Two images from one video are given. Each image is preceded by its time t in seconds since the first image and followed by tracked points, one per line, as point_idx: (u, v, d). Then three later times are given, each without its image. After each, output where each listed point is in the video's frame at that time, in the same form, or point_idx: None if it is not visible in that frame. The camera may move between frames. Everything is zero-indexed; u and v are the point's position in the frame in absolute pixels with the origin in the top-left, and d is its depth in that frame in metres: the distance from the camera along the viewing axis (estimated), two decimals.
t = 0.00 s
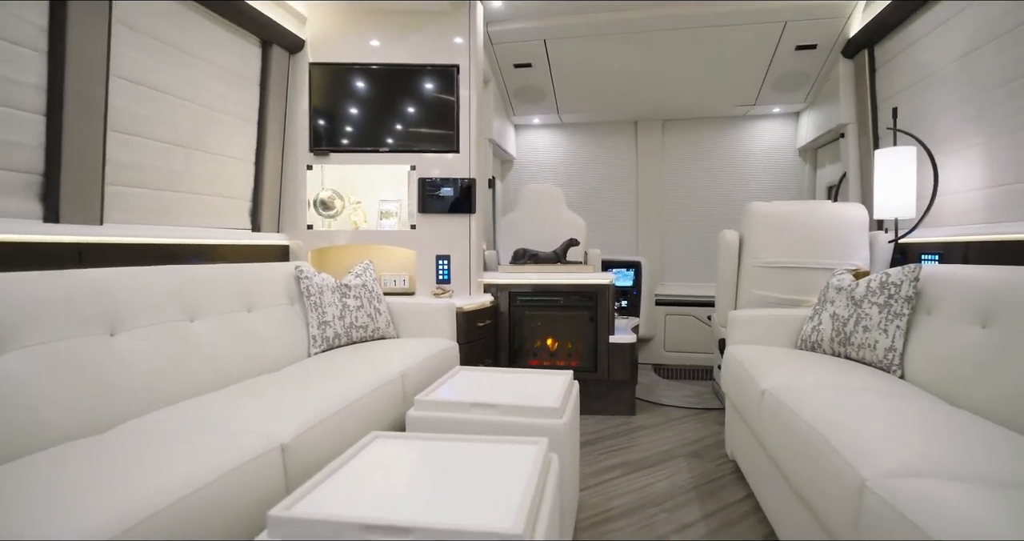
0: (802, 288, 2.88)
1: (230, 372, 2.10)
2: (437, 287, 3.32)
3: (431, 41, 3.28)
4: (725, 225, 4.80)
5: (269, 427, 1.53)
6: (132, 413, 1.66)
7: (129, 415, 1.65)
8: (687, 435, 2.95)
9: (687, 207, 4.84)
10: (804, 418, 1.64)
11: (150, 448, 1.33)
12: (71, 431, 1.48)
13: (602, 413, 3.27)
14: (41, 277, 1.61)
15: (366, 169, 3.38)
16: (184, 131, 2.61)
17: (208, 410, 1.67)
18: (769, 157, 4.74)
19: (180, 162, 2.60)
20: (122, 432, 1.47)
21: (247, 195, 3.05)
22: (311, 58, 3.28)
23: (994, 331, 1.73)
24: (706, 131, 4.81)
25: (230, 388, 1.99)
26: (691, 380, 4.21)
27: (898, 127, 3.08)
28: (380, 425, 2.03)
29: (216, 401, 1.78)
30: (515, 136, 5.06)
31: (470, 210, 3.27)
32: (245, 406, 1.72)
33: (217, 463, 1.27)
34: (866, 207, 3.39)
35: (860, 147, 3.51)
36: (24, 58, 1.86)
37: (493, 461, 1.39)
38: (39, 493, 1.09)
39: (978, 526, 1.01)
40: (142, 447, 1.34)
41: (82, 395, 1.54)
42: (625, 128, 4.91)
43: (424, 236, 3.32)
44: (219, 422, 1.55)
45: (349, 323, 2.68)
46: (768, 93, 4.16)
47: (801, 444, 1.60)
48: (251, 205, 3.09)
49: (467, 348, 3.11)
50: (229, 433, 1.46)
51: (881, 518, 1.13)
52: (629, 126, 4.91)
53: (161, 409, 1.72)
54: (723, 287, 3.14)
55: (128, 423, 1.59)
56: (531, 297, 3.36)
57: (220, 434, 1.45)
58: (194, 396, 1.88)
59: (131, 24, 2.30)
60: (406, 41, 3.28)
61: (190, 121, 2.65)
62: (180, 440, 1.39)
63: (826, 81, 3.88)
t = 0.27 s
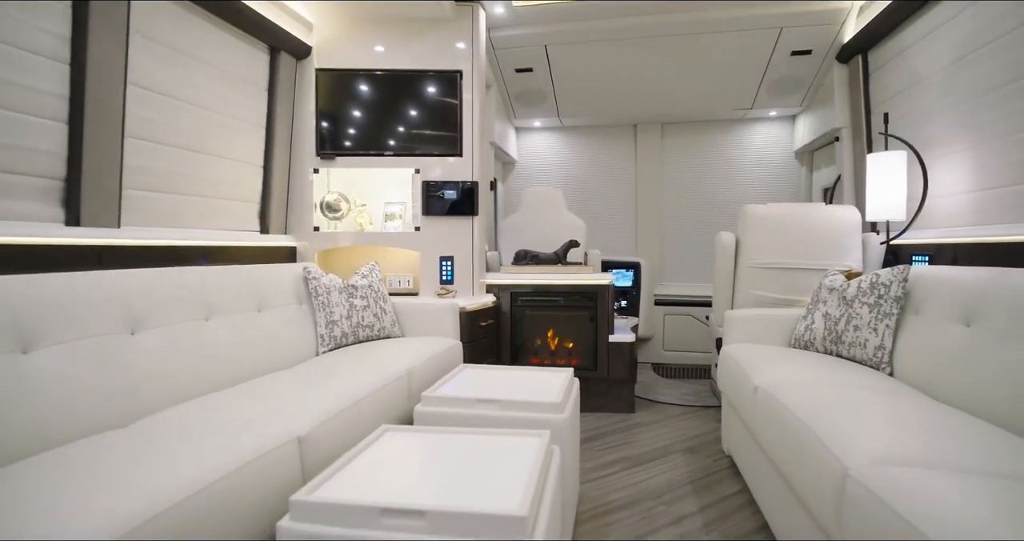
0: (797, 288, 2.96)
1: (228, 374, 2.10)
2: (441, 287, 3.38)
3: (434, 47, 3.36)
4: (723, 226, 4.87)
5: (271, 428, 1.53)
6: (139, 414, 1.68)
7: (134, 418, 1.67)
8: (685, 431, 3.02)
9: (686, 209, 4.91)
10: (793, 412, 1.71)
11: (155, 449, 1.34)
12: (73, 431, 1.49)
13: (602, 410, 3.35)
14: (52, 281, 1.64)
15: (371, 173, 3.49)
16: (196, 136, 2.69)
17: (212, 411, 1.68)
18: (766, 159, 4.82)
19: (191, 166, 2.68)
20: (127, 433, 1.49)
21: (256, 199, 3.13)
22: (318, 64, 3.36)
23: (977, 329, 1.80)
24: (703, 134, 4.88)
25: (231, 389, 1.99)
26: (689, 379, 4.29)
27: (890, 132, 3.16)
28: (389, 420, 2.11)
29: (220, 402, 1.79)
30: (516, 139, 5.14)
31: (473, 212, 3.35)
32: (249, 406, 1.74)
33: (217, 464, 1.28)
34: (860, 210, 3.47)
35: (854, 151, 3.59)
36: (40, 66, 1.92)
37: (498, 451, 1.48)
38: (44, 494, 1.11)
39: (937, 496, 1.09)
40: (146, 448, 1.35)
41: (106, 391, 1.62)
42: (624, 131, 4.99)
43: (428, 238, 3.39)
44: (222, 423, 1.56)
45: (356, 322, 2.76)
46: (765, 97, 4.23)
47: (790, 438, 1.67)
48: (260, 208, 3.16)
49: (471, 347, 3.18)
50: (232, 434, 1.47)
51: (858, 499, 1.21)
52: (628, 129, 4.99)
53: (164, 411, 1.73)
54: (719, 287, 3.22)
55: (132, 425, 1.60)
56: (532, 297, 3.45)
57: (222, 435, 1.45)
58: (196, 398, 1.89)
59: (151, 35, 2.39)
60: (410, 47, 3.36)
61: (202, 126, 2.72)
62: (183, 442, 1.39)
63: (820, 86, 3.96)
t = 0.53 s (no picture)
0: (791, 287, 3.05)
1: (230, 374, 2.09)
2: (445, 287, 3.48)
3: (439, 52, 3.44)
4: (721, 227, 4.96)
5: (271, 428, 1.52)
6: (142, 414, 1.67)
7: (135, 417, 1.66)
8: (683, 427, 3.11)
9: (684, 210, 5.00)
10: (785, 406, 1.79)
11: (157, 448, 1.33)
12: (75, 431, 1.47)
13: (602, 407, 3.43)
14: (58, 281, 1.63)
15: (378, 175, 3.54)
16: (208, 140, 2.78)
17: (214, 410, 1.67)
18: (763, 161, 4.91)
19: (204, 169, 2.76)
20: (128, 431, 1.48)
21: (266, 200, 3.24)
22: (325, 68, 3.44)
23: (959, 326, 1.89)
24: (702, 136, 4.97)
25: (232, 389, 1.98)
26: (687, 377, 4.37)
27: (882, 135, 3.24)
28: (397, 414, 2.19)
29: (222, 401, 1.78)
30: (518, 141, 5.23)
31: (477, 214, 3.44)
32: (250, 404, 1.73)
33: (218, 464, 1.27)
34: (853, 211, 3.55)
35: (849, 153, 3.67)
36: (63, 74, 2.03)
37: (505, 441, 1.56)
38: (43, 495, 1.10)
39: (903, 471, 1.19)
40: (147, 446, 1.35)
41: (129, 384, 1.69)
42: (624, 133, 5.08)
43: (433, 238, 3.48)
44: (223, 422, 1.55)
45: (364, 320, 2.85)
46: (762, 100, 4.32)
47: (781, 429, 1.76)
48: (270, 210, 3.28)
49: (475, 345, 3.27)
50: (233, 433, 1.46)
51: (841, 483, 1.28)
52: (628, 132, 5.07)
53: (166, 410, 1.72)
54: (716, 286, 3.30)
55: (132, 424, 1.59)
56: (534, 296, 3.54)
57: (223, 434, 1.45)
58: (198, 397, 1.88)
59: (166, 43, 2.49)
60: (415, 52, 3.45)
61: (214, 130, 2.81)
62: (182, 440, 1.39)
63: (816, 90, 4.05)
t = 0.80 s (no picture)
0: (786, 286, 3.12)
1: (227, 375, 2.09)
2: (448, 286, 3.56)
3: (442, 56, 3.52)
4: (719, 228, 5.03)
5: (269, 427, 1.51)
6: (156, 407, 1.74)
7: (134, 418, 1.66)
8: (681, 422, 3.18)
9: (683, 210, 5.07)
10: (778, 399, 1.87)
11: (155, 447, 1.32)
12: (72, 430, 1.47)
13: (602, 403, 3.50)
14: (52, 281, 1.63)
15: (382, 177, 3.62)
16: (218, 142, 2.85)
17: (214, 410, 1.65)
18: (760, 163, 4.98)
19: (213, 171, 2.83)
20: (125, 431, 1.47)
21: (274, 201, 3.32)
22: (331, 72, 3.52)
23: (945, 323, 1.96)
24: (700, 138, 5.04)
25: (231, 389, 1.98)
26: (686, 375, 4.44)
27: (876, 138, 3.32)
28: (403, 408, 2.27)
29: (220, 401, 1.78)
30: (519, 142, 5.30)
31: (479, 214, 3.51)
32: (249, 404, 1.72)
33: (216, 464, 1.25)
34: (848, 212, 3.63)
35: (844, 155, 3.75)
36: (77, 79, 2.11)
37: (510, 431, 1.64)
38: (54, 485, 1.13)
39: (883, 458, 1.26)
40: (147, 445, 1.34)
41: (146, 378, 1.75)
42: (624, 135, 5.15)
43: (436, 239, 3.56)
44: (222, 422, 1.53)
45: (370, 318, 2.93)
46: (759, 103, 4.39)
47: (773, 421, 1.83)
48: (276, 210, 3.33)
49: (478, 343, 3.34)
50: (231, 432, 1.45)
51: (831, 472, 1.34)
52: (628, 134, 5.14)
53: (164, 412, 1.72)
54: (714, 285, 3.38)
55: (131, 424, 1.58)
56: (535, 295, 3.61)
57: (222, 434, 1.43)
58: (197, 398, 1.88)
59: (179, 49, 2.57)
60: (419, 56, 3.52)
61: (223, 133, 2.88)
62: (183, 440, 1.37)
63: (812, 93, 4.12)
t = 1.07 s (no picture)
0: (780, 285, 3.20)
1: (227, 376, 2.07)
2: (451, 285, 3.64)
3: (445, 59, 3.60)
4: (716, 228, 5.11)
5: (276, 423, 1.53)
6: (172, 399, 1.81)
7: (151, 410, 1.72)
8: (678, 418, 3.26)
9: (681, 211, 5.15)
10: (770, 392, 1.94)
11: (162, 443, 1.34)
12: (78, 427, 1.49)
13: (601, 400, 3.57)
14: (49, 280, 1.61)
15: (387, 178, 3.75)
16: (226, 144, 2.93)
17: (217, 409, 1.66)
18: (757, 164, 5.06)
19: (222, 172, 2.91)
20: (130, 428, 1.48)
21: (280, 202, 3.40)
22: (336, 75, 3.60)
23: (930, 319, 2.04)
24: (698, 139, 5.12)
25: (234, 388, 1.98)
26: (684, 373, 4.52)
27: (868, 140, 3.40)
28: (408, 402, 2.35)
29: (223, 399, 1.79)
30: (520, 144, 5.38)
31: (481, 215, 3.59)
32: (253, 401, 1.74)
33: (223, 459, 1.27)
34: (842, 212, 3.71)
35: (838, 157, 3.83)
36: (93, 84, 2.19)
37: (513, 422, 1.72)
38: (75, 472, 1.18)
39: (866, 444, 1.33)
40: (154, 440, 1.36)
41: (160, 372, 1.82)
42: (623, 137, 5.23)
43: (439, 239, 3.64)
44: (226, 419, 1.55)
45: (375, 316, 3.02)
46: (756, 105, 4.47)
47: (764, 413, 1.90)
48: (284, 210, 3.43)
49: (480, 340, 3.41)
50: (238, 428, 1.47)
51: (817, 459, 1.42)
52: (627, 135, 5.22)
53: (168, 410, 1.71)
54: (710, 284, 3.46)
55: (135, 422, 1.59)
56: (536, 294, 3.69)
57: (227, 429, 1.45)
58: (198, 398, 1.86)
59: (190, 55, 2.65)
60: (422, 59, 3.60)
61: (231, 135, 2.96)
62: (187, 436, 1.39)
63: (807, 96, 4.20)
